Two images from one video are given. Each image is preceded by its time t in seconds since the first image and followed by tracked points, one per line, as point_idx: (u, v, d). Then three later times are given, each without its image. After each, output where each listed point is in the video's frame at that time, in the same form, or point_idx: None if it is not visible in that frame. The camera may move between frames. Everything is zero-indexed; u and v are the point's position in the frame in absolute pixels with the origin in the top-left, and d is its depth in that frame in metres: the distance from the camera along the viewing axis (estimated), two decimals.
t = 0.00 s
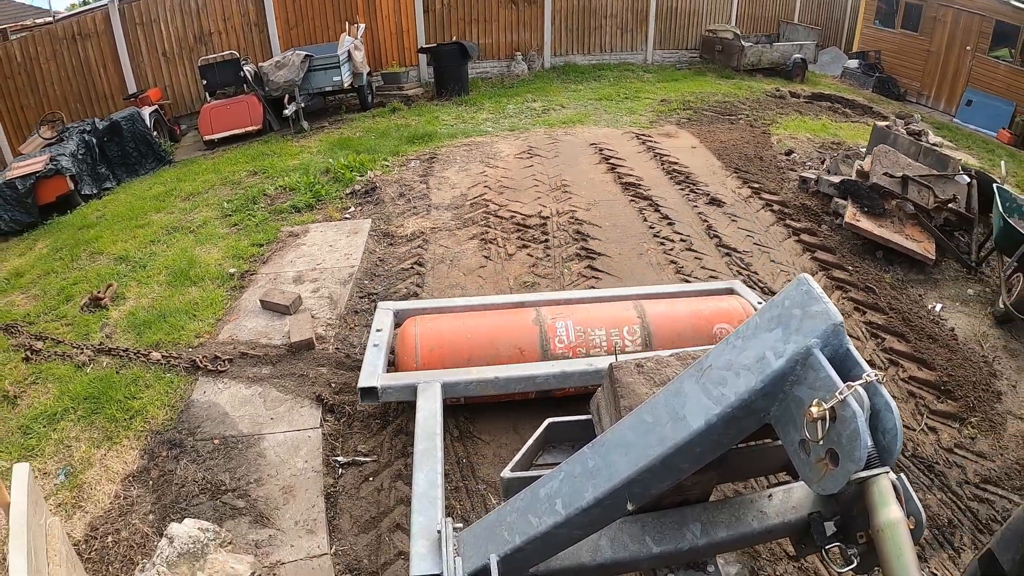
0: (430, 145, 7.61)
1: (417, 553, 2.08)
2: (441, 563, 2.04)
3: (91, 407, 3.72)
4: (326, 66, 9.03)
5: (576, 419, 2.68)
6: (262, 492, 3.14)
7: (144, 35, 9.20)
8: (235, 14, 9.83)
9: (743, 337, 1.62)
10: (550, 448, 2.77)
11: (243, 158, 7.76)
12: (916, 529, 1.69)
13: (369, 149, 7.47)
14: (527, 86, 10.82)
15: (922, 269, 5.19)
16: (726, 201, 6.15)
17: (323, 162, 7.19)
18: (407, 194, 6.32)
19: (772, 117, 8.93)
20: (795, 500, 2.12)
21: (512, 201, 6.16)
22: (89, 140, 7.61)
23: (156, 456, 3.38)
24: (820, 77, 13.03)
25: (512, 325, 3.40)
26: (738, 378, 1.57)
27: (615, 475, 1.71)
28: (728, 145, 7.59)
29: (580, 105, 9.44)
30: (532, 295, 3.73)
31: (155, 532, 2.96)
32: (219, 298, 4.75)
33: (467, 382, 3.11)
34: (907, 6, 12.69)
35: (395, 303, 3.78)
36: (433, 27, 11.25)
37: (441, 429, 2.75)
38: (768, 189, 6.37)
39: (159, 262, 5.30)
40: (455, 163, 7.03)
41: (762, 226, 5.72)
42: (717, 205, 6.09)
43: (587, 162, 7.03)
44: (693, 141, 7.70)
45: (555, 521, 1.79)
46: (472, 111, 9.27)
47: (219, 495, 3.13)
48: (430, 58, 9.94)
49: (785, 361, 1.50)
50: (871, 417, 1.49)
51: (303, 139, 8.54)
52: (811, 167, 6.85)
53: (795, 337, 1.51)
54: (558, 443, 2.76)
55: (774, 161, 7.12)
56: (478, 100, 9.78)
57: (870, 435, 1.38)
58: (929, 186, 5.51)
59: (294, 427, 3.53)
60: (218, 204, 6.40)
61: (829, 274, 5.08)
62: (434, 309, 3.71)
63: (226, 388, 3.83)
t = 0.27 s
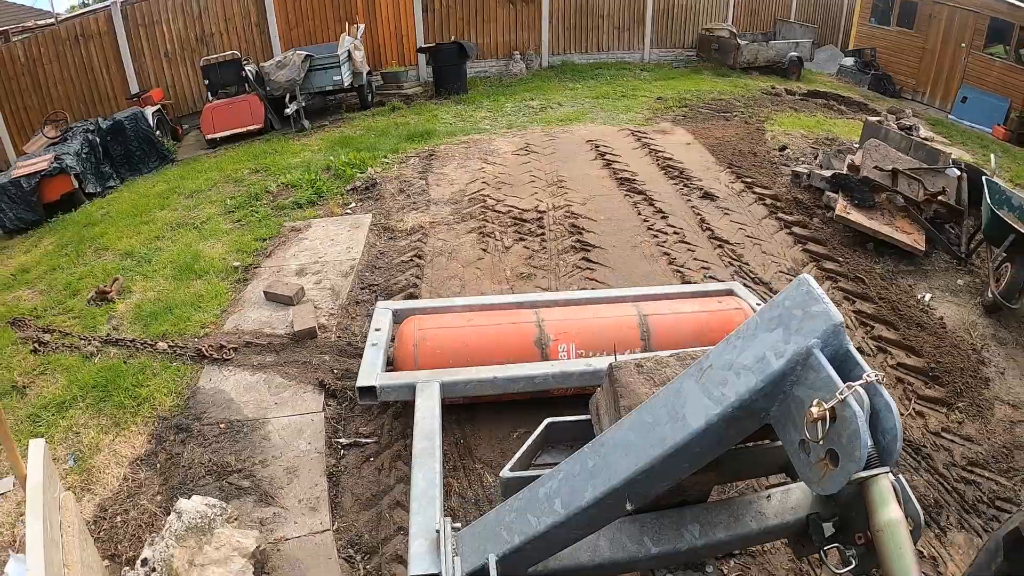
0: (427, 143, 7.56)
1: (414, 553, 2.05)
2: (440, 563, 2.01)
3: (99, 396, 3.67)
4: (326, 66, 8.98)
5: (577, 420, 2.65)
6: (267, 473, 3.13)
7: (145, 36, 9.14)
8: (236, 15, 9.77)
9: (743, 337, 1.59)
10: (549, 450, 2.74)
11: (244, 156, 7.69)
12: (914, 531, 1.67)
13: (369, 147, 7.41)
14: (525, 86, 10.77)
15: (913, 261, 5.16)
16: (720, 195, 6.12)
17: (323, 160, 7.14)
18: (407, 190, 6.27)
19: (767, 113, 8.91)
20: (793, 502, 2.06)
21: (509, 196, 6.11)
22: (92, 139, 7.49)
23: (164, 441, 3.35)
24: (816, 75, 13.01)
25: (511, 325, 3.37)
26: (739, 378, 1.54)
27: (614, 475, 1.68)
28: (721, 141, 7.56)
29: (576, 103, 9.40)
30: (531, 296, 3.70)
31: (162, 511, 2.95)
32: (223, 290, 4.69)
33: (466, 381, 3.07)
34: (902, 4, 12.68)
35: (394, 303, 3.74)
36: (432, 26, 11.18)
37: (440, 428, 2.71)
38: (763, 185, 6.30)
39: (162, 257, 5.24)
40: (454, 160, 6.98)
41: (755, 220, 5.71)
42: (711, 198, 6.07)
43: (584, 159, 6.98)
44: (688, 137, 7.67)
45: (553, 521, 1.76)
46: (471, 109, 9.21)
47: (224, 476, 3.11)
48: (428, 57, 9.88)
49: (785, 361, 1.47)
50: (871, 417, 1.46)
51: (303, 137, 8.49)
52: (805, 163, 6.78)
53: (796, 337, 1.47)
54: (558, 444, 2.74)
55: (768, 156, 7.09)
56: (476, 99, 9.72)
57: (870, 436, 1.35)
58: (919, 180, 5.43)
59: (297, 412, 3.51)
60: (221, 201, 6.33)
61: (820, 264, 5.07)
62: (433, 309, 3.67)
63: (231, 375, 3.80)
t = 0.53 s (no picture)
0: (426, 140, 7.61)
1: (413, 553, 2.09)
2: (438, 563, 2.04)
3: (108, 383, 3.71)
4: (328, 65, 9.04)
5: (577, 420, 2.69)
6: (272, 454, 3.18)
7: (149, 35, 9.18)
8: (238, 14, 9.82)
9: (743, 338, 1.63)
10: (549, 449, 2.78)
11: (246, 154, 7.72)
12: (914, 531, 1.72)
13: (371, 145, 7.45)
14: (523, 85, 10.81)
15: (903, 255, 5.21)
16: (714, 191, 6.17)
17: (325, 157, 7.18)
18: (407, 185, 6.32)
19: (763, 112, 8.96)
20: (792, 503, 2.12)
21: (507, 192, 6.16)
22: (96, 136, 7.52)
23: (172, 424, 3.40)
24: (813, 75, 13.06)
25: (510, 327, 3.41)
26: (739, 378, 1.58)
27: (615, 474, 1.72)
28: (715, 139, 7.61)
29: (574, 102, 9.44)
30: (530, 297, 3.75)
31: (170, 490, 3.00)
32: (229, 282, 4.73)
33: (465, 382, 3.11)
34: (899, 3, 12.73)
35: (393, 304, 3.78)
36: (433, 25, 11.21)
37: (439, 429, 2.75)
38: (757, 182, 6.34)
39: (169, 251, 5.28)
40: (453, 157, 7.02)
41: (747, 215, 5.74)
42: (703, 194, 6.12)
43: (580, 156, 7.03)
44: (684, 136, 7.72)
45: (553, 521, 1.79)
46: (470, 108, 9.25)
47: (231, 457, 3.16)
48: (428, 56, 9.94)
49: (786, 361, 1.51)
50: (871, 417, 1.49)
51: (306, 135, 8.54)
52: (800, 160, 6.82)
53: (796, 338, 1.52)
54: (557, 444, 2.78)
55: (763, 153, 7.14)
56: (475, 98, 9.76)
57: (870, 436, 1.39)
58: (909, 176, 5.45)
59: (302, 396, 3.56)
60: (225, 197, 6.37)
61: (811, 257, 5.11)
62: (433, 310, 3.71)
63: (237, 362, 3.85)
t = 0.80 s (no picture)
0: (426, 138, 7.65)
1: (413, 553, 2.12)
2: (438, 562, 2.07)
3: (115, 370, 3.76)
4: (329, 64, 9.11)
5: (576, 420, 2.72)
6: (277, 437, 3.24)
7: (152, 34, 9.23)
8: (240, 14, 9.88)
9: (743, 338, 1.60)
10: (548, 450, 2.81)
11: (248, 152, 7.77)
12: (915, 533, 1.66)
13: (371, 142, 7.49)
14: (522, 83, 10.85)
15: (895, 248, 5.24)
16: (709, 186, 6.22)
17: (326, 154, 7.22)
18: (408, 182, 6.36)
19: (760, 110, 9.00)
20: (792, 503, 2.09)
21: (506, 187, 6.20)
22: (101, 135, 7.57)
23: (178, 410, 3.45)
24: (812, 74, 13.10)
25: (509, 328, 3.44)
26: (739, 379, 1.56)
27: (615, 475, 1.71)
28: (711, 136, 7.65)
29: (572, 101, 9.48)
30: (529, 299, 3.78)
31: (177, 471, 3.05)
32: (234, 275, 4.78)
33: (465, 382, 3.14)
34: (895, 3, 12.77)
35: (392, 304, 3.81)
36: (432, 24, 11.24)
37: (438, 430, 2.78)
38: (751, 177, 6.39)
39: (175, 245, 5.33)
40: (453, 154, 7.06)
41: (741, 209, 5.78)
42: (698, 189, 6.17)
43: (578, 153, 7.06)
44: (681, 133, 7.76)
45: (553, 521, 1.79)
46: (469, 106, 9.29)
47: (237, 440, 3.22)
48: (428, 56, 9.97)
49: (785, 362, 1.49)
50: (871, 418, 1.44)
51: (308, 133, 8.59)
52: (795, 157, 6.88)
53: (795, 338, 1.49)
54: (557, 445, 2.81)
55: (758, 150, 7.18)
56: (476, 96, 9.81)
57: (870, 437, 1.35)
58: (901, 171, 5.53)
59: (306, 381, 3.61)
60: (229, 193, 6.42)
61: (803, 251, 5.15)
62: (431, 310, 3.74)
63: (242, 351, 3.90)
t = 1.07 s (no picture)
0: (427, 135, 7.69)
1: (412, 553, 2.15)
2: (437, 562, 2.10)
3: (123, 359, 3.80)
4: (332, 62, 9.18)
5: (576, 420, 2.76)
6: (281, 420, 3.29)
7: (156, 32, 9.30)
8: (243, 13, 9.93)
9: (743, 338, 1.60)
10: (547, 451, 2.85)
11: (250, 149, 7.80)
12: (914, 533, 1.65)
13: (373, 139, 7.53)
14: (522, 82, 10.89)
15: (887, 243, 5.27)
16: (705, 182, 6.26)
17: (328, 151, 7.26)
18: (410, 178, 6.39)
19: (758, 109, 9.04)
20: (792, 503, 2.05)
21: (506, 183, 6.24)
22: (105, 131, 7.62)
23: (185, 395, 3.49)
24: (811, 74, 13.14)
25: (509, 328, 3.48)
26: (739, 379, 1.56)
27: (615, 475, 1.71)
28: (707, 134, 7.70)
29: (571, 99, 9.52)
30: (528, 299, 3.82)
31: (184, 454, 3.09)
32: (240, 267, 4.82)
33: (465, 383, 3.17)
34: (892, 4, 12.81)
35: (393, 304, 3.84)
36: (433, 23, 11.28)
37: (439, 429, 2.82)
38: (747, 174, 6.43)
39: (181, 237, 5.38)
40: (453, 151, 7.10)
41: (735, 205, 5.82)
42: (693, 185, 6.22)
43: (576, 151, 7.10)
44: (678, 131, 7.80)
45: (553, 520, 1.80)
46: (469, 105, 9.33)
47: (242, 424, 3.26)
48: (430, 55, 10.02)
49: (785, 362, 1.49)
50: (870, 418, 1.46)
51: (310, 130, 8.62)
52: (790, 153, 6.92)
53: (796, 339, 1.49)
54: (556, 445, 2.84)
55: (754, 148, 7.22)
56: (476, 95, 9.85)
57: (869, 437, 1.38)
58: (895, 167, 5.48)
59: (310, 368, 3.66)
60: (232, 188, 6.46)
61: (797, 246, 5.18)
62: (431, 310, 3.77)
63: (246, 339, 3.94)
